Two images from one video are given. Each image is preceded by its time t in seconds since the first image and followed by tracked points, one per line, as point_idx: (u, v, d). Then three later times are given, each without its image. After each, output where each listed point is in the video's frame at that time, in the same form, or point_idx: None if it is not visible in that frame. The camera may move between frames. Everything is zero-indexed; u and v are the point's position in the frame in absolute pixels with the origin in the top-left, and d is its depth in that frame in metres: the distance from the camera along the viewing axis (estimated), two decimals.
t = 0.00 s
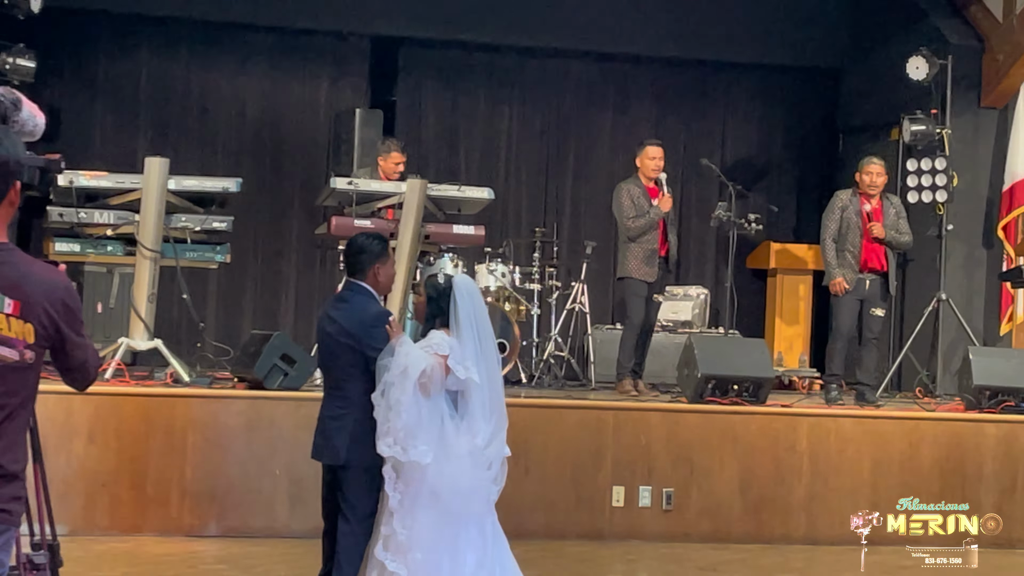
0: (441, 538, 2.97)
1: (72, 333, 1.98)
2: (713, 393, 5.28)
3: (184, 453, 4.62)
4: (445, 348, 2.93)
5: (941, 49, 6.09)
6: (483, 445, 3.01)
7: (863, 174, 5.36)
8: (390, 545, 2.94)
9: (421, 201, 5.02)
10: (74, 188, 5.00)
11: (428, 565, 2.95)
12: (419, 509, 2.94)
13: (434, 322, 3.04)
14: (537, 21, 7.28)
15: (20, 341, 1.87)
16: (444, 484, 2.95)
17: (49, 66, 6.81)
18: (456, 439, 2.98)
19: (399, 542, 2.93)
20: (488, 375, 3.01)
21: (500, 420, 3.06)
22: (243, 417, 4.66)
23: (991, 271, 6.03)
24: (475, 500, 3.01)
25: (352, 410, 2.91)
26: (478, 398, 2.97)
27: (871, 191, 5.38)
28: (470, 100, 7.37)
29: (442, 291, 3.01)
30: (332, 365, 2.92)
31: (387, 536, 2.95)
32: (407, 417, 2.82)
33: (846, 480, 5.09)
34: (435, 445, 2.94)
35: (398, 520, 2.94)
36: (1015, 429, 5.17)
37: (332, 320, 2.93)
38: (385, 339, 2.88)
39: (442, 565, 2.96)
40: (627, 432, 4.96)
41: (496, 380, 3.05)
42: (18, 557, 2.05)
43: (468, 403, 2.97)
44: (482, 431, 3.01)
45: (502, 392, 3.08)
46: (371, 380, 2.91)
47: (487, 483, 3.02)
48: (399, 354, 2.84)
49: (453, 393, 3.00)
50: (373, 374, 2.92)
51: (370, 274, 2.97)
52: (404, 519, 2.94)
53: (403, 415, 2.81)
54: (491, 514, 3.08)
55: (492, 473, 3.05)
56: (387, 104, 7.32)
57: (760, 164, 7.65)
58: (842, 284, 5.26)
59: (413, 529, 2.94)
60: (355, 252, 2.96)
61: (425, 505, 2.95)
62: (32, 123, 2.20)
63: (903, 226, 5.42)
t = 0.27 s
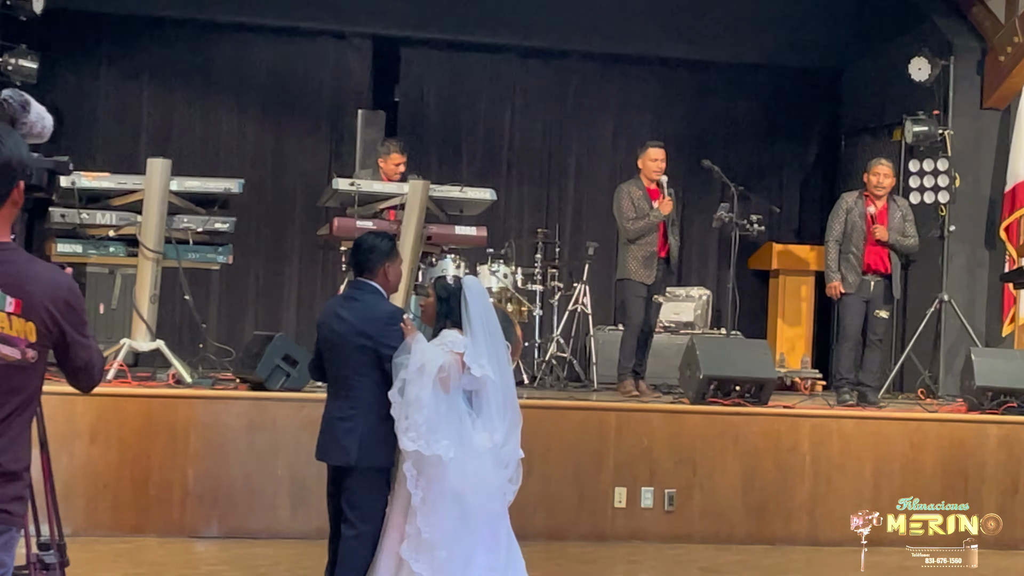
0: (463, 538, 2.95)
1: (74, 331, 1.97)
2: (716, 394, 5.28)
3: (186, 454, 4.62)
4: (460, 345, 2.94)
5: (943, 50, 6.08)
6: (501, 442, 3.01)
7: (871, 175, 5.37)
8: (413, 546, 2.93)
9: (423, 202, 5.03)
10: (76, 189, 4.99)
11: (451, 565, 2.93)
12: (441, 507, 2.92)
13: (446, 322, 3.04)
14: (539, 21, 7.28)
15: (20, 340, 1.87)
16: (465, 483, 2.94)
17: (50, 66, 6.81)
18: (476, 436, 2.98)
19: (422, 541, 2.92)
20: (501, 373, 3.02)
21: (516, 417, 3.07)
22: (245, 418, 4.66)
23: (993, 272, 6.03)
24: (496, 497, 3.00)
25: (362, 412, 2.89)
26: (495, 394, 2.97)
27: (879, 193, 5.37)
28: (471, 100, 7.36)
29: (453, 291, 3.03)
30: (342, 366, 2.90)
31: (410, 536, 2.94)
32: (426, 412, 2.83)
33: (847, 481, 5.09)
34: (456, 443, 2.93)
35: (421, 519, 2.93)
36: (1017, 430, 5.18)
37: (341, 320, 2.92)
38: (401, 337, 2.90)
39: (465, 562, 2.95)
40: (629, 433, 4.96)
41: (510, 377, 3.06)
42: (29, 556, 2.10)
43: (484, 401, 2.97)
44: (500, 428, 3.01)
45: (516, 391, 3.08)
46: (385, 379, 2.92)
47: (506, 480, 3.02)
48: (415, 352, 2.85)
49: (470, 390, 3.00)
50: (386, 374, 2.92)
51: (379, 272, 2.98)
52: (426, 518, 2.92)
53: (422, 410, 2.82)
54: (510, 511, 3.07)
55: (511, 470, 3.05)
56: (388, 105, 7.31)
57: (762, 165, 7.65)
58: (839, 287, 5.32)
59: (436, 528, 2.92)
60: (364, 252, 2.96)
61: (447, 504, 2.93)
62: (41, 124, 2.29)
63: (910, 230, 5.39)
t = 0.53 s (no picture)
0: (470, 537, 2.93)
1: (74, 331, 1.97)
2: (717, 395, 5.27)
3: (186, 455, 4.62)
4: (465, 345, 2.95)
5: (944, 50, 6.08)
6: (505, 442, 3.02)
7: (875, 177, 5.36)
8: (419, 545, 2.89)
9: (424, 202, 5.02)
10: (77, 190, 4.98)
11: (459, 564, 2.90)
12: (447, 507, 2.90)
13: (449, 324, 3.05)
14: (539, 22, 7.28)
15: (20, 339, 1.87)
16: (471, 482, 2.93)
17: (51, 67, 6.81)
18: (482, 435, 2.98)
19: (429, 541, 2.89)
20: (505, 373, 3.03)
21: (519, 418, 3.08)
22: (246, 418, 4.66)
23: (994, 272, 6.02)
24: (502, 496, 3.00)
25: (369, 413, 2.89)
26: (500, 394, 2.98)
27: (880, 194, 5.36)
28: (472, 100, 7.36)
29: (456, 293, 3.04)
30: (345, 368, 2.88)
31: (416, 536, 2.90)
32: (433, 411, 2.83)
33: (848, 481, 5.09)
34: (462, 443, 2.92)
35: (427, 518, 2.89)
36: (1018, 431, 5.18)
37: (343, 322, 2.90)
38: (406, 338, 2.89)
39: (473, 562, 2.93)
40: (630, 433, 4.96)
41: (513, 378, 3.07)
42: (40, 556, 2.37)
43: (490, 401, 2.98)
44: (504, 428, 3.01)
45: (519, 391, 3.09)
46: (391, 380, 2.92)
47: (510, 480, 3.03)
48: (421, 352, 2.86)
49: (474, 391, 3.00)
50: (392, 375, 2.92)
51: (382, 274, 2.97)
52: (433, 518, 2.89)
53: (429, 409, 2.82)
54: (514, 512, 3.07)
55: (514, 471, 3.05)
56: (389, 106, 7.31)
57: (763, 165, 7.65)
58: (838, 288, 5.31)
59: (443, 527, 2.89)
60: (365, 254, 2.95)
61: (454, 504, 2.91)
62: (45, 127, 2.90)
63: (910, 234, 5.39)
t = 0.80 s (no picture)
0: (466, 537, 2.94)
1: (74, 330, 1.98)
2: (716, 395, 5.27)
3: (186, 454, 4.62)
4: (460, 345, 2.96)
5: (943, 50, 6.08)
6: (501, 441, 3.03)
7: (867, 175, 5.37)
8: (416, 544, 2.91)
9: (424, 202, 5.03)
10: (77, 190, 4.99)
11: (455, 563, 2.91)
12: (443, 506, 2.92)
13: (444, 322, 3.05)
14: (539, 21, 7.27)
15: (19, 337, 1.87)
16: (466, 482, 2.94)
17: (50, 67, 6.81)
18: (477, 435, 2.99)
19: (425, 540, 2.91)
20: (501, 372, 3.04)
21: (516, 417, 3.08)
22: (245, 418, 4.66)
23: (993, 272, 6.02)
24: (499, 495, 3.01)
25: (367, 411, 2.90)
26: (496, 394, 2.99)
27: (874, 192, 5.36)
28: (471, 101, 7.36)
29: (451, 290, 3.03)
30: (341, 367, 2.89)
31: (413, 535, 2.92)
32: (427, 411, 2.85)
33: (847, 481, 5.09)
34: (457, 442, 2.94)
35: (423, 517, 2.91)
36: (1017, 430, 5.18)
37: (338, 321, 2.91)
38: (401, 337, 2.89)
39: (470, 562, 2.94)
40: (629, 433, 4.96)
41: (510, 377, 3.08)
42: (47, 555, 2.30)
43: (486, 400, 2.99)
44: (500, 427, 3.02)
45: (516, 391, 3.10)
46: (388, 379, 2.93)
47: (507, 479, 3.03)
48: (415, 351, 2.88)
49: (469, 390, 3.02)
50: (388, 374, 2.93)
51: (375, 273, 2.99)
52: (429, 517, 2.91)
53: (423, 409, 2.84)
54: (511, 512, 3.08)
55: (511, 470, 3.06)
56: (388, 106, 7.31)
57: (762, 165, 7.65)
58: (834, 288, 5.28)
59: (439, 527, 2.91)
60: (359, 251, 2.97)
61: (449, 503, 2.92)
62: (52, 127, 3.84)
63: (905, 231, 5.38)
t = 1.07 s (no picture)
0: (444, 541, 2.98)
1: (66, 327, 1.97)
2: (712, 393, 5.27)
3: (182, 454, 4.62)
4: (444, 350, 2.98)
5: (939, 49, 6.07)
6: (482, 447, 3.06)
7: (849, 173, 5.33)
8: (396, 548, 2.92)
9: (420, 202, 5.03)
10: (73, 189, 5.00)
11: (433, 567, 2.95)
12: (424, 511, 2.94)
13: (430, 324, 3.07)
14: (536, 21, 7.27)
15: (8, 334, 1.88)
16: (446, 487, 2.97)
17: (47, 67, 6.81)
18: (457, 440, 3.02)
19: (405, 545, 2.92)
20: (484, 378, 3.06)
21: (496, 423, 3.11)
22: (242, 417, 4.66)
23: (990, 271, 6.02)
24: (477, 501, 3.04)
25: (349, 411, 2.89)
26: (478, 400, 3.01)
27: (858, 190, 5.35)
28: (468, 100, 7.36)
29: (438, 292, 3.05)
30: (325, 365, 2.90)
31: (393, 539, 2.93)
32: (412, 417, 2.86)
33: (844, 480, 5.09)
34: (439, 447, 2.96)
35: (404, 522, 2.92)
36: (1014, 430, 5.18)
37: (323, 320, 2.91)
38: (386, 339, 2.90)
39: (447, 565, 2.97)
40: (626, 432, 4.96)
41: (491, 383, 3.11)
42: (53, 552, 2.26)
43: (468, 406, 3.02)
44: (481, 433, 3.06)
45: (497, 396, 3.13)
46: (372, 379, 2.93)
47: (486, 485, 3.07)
48: (400, 355, 2.87)
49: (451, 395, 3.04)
50: (372, 374, 2.93)
51: (363, 273, 2.99)
52: (410, 521, 2.93)
53: (407, 415, 2.85)
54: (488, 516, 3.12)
55: (490, 476, 3.09)
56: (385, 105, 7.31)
57: (760, 165, 7.65)
58: (828, 285, 5.27)
59: (419, 531, 2.93)
60: (347, 251, 2.96)
61: (430, 508, 2.95)
62: (55, 129, 2.56)
63: (890, 229, 5.40)
